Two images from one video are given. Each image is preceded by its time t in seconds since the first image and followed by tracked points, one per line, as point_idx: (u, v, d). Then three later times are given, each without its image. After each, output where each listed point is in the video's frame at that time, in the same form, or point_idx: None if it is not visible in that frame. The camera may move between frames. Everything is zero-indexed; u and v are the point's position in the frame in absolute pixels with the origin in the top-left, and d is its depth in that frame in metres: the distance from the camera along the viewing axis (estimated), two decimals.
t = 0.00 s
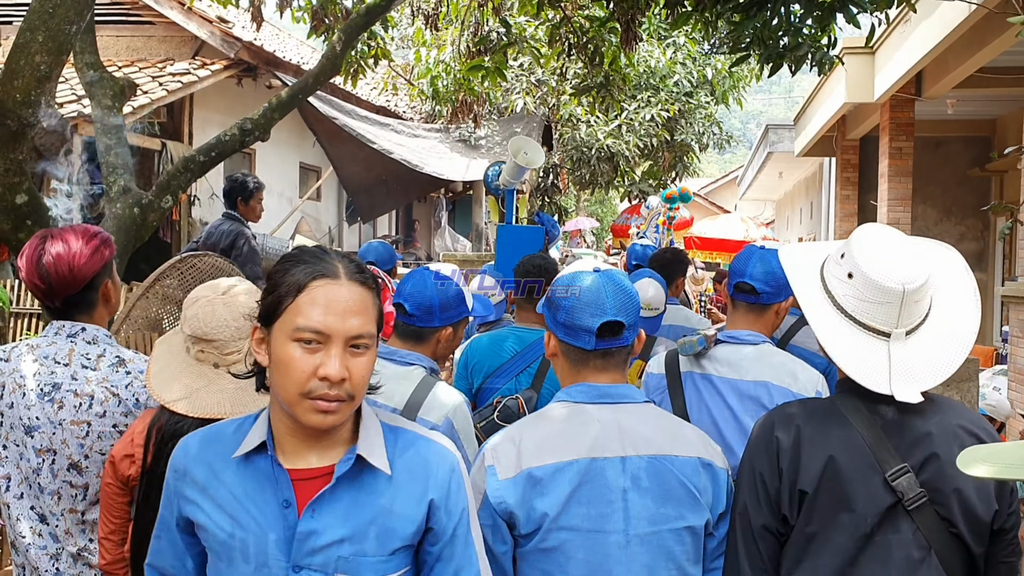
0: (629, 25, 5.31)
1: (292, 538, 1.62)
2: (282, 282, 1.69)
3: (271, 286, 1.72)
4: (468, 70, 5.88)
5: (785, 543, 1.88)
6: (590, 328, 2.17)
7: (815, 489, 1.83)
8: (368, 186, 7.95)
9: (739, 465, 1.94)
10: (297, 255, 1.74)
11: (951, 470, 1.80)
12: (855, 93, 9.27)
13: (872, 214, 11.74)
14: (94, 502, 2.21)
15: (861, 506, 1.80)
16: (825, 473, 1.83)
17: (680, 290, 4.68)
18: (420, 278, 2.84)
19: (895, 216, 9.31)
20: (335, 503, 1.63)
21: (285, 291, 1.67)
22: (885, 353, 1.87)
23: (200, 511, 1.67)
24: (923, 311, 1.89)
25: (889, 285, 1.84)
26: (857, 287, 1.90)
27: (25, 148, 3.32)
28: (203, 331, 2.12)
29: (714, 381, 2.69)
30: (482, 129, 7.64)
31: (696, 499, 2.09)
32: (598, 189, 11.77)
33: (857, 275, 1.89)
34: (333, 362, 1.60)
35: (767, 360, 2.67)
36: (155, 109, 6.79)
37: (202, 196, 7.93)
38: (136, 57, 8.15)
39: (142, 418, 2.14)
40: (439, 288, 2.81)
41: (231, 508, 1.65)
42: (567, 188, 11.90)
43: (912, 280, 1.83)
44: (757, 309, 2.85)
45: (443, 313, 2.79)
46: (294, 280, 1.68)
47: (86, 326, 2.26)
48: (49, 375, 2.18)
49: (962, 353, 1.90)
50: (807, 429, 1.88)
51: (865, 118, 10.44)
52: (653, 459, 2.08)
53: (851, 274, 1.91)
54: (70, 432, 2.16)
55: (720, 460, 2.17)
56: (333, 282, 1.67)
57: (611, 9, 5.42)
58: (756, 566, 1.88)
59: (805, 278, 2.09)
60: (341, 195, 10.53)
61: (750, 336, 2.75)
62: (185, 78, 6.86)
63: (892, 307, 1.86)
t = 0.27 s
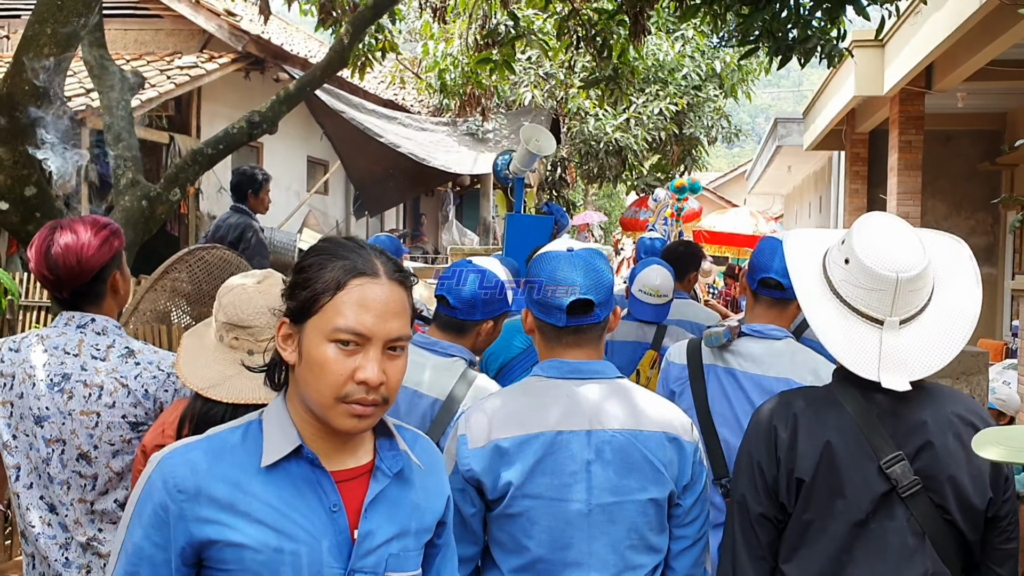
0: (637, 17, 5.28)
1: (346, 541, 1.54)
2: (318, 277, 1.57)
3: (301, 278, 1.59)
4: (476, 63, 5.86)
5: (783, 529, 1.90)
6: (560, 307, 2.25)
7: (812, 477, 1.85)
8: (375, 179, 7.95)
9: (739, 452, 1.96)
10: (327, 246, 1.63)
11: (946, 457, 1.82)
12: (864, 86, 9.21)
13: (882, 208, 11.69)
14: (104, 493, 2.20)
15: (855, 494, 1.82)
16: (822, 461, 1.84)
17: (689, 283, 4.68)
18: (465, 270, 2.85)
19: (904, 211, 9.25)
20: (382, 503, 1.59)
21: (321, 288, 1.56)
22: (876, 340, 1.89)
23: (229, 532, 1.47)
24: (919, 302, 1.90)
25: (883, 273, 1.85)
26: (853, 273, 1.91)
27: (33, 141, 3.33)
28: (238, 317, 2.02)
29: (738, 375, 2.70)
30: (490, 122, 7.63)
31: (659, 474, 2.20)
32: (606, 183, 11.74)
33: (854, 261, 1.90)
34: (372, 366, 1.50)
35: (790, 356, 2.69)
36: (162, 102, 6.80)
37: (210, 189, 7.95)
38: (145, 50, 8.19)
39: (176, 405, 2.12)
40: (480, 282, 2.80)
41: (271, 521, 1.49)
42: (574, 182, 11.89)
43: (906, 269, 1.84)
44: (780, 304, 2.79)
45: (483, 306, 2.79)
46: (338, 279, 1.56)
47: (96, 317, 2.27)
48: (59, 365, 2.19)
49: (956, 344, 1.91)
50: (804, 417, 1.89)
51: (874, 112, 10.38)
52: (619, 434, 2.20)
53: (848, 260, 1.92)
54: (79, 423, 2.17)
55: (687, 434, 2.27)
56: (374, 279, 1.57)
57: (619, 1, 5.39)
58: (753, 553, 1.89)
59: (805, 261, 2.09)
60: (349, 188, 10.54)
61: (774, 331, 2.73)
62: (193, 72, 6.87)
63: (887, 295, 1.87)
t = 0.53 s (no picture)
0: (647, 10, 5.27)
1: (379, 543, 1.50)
2: (336, 286, 1.46)
3: (319, 283, 1.49)
4: (486, 56, 5.85)
5: (773, 517, 1.91)
6: (536, 296, 2.30)
7: (801, 467, 1.85)
8: (385, 172, 7.96)
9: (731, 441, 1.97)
10: (345, 252, 1.52)
11: (932, 450, 1.80)
12: (874, 79, 9.17)
13: (892, 202, 11.64)
14: (118, 481, 2.23)
15: (841, 485, 1.81)
16: (810, 453, 1.85)
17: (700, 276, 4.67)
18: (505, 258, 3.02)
19: (915, 205, 9.19)
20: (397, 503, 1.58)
21: (339, 297, 1.45)
22: (861, 336, 1.87)
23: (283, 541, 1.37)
24: (910, 301, 1.86)
25: (870, 271, 1.83)
26: (843, 269, 1.89)
27: (46, 133, 3.35)
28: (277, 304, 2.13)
29: (756, 368, 2.70)
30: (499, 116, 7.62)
31: (630, 460, 2.19)
32: (615, 177, 11.73)
33: (844, 257, 1.88)
34: (393, 381, 1.41)
35: (810, 350, 2.70)
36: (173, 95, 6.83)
37: (220, 183, 7.99)
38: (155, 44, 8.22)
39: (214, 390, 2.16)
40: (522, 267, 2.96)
41: (322, 529, 1.41)
42: (583, 176, 11.88)
43: (894, 268, 1.81)
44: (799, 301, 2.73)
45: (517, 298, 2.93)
46: (358, 289, 1.45)
47: (109, 308, 2.28)
48: (74, 355, 2.21)
49: (945, 344, 1.85)
50: (794, 407, 1.89)
51: (885, 106, 10.33)
52: (593, 420, 2.20)
53: (839, 255, 1.90)
54: (94, 412, 2.19)
55: (663, 423, 2.26)
56: (395, 289, 1.47)
57: None
58: (743, 540, 1.92)
59: (807, 254, 2.07)
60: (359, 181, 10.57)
61: (794, 325, 2.72)
62: (203, 65, 6.89)
63: (873, 293, 1.85)
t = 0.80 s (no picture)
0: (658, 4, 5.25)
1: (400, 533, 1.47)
2: (368, 282, 1.36)
3: (349, 278, 1.40)
4: (496, 51, 5.85)
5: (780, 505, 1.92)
6: (528, 283, 2.32)
7: (806, 454, 1.86)
8: (394, 167, 7.98)
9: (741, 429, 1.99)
10: (373, 248, 1.43)
11: (938, 441, 1.79)
12: (884, 74, 9.14)
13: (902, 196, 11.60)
14: (133, 474, 2.24)
15: (847, 472, 1.82)
16: (818, 441, 1.86)
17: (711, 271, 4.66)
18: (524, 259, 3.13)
19: (926, 199, 9.14)
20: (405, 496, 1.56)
21: (371, 294, 1.35)
22: (868, 324, 1.88)
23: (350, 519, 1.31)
24: (919, 290, 1.86)
25: (878, 258, 1.84)
26: (853, 256, 1.90)
27: (59, 129, 3.38)
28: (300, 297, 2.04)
29: (762, 362, 2.66)
30: (508, 111, 7.63)
31: (606, 444, 2.17)
32: (625, 172, 11.72)
33: (855, 244, 1.89)
34: (424, 380, 1.31)
35: (817, 343, 2.64)
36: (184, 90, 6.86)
37: (231, 178, 8.03)
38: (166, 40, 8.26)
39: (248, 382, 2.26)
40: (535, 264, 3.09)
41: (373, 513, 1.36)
42: (593, 171, 11.87)
43: (902, 256, 1.82)
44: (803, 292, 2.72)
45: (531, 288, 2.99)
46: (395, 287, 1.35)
47: (124, 301, 2.30)
48: (88, 348, 2.23)
49: (952, 334, 1.85)
50: (802, 398, 1.91)
51: (895, 100, 10.28)
52: (571, 404, 2.20)
53: (851, 243, 1.91)
54: (108, 405, 2.21)
55: (643, 411, 2.22)
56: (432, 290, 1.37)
57: None
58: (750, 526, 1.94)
59: (822, 245, 2.08)
60: (368, 177, 10.60)
61: (800, 318, 2.68)
62: (214, 60, 6.91)
63: (880, 280, 1.86)
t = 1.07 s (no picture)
0: None
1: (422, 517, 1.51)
2: (420, 280, 1.42)
3: (400, 276, 1.45)
4: (504, 47, 5.84)
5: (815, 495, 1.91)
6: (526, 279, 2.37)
7: (840, 444, 1.86)
8: (403, 164, 7.99)
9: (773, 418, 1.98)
10: (422, 248, 1.49)
11: (969, 432, 1.78)
12: (895, 69, 9.09)
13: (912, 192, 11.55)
14: (143, 469, 2.25)
15: (879, 463, 1.81)
16: (850, 431, 1.85)
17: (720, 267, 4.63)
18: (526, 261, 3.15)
19: (936, 195, 9.08)
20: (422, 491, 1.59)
21: (422, 292, 1.40)
22: (906, 322, 1.86)
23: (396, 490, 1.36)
24: (956, 287, 1.84)
25: (917, 257, 1.81)
26: (890, 255, 1.87)
27: (69, 125, 3.39)
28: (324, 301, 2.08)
29: (757, 357, 2.64)
30: (517, 107, 7.63)
31: (595, 439, 2.17)
32: (633, 168, 11.69)
33: (892, 243, 1.86)
34: (474, 375, 1.37)
35: (813, 337, 2.63)
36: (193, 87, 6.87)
37: (240, 174, 8.05)
38: (175, 36, 8.27)
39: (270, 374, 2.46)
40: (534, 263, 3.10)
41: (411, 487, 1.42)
42: (601, 167, 11.84)
43: (942, 256, 1.79)
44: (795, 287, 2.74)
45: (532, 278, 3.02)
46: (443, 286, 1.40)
47: (135, 297, 2.31)
48: (100, 344, 2.23)
49: (990, 328, 1.84)
50: (837, 388, 1.90)
51: (906, 96, 10.22)
52: (559, 400, 2.23)
53: (888, 242, 1.88)
54: (119, 401, 2.22)
55: (632, 407, 2.21)
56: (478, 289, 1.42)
57: None
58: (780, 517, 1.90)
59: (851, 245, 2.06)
60: (377, 173, 10.62)
61: (792, 312, 2.69)
62: (224, 57, 6.93)
63: (919, 279, 1.84)
